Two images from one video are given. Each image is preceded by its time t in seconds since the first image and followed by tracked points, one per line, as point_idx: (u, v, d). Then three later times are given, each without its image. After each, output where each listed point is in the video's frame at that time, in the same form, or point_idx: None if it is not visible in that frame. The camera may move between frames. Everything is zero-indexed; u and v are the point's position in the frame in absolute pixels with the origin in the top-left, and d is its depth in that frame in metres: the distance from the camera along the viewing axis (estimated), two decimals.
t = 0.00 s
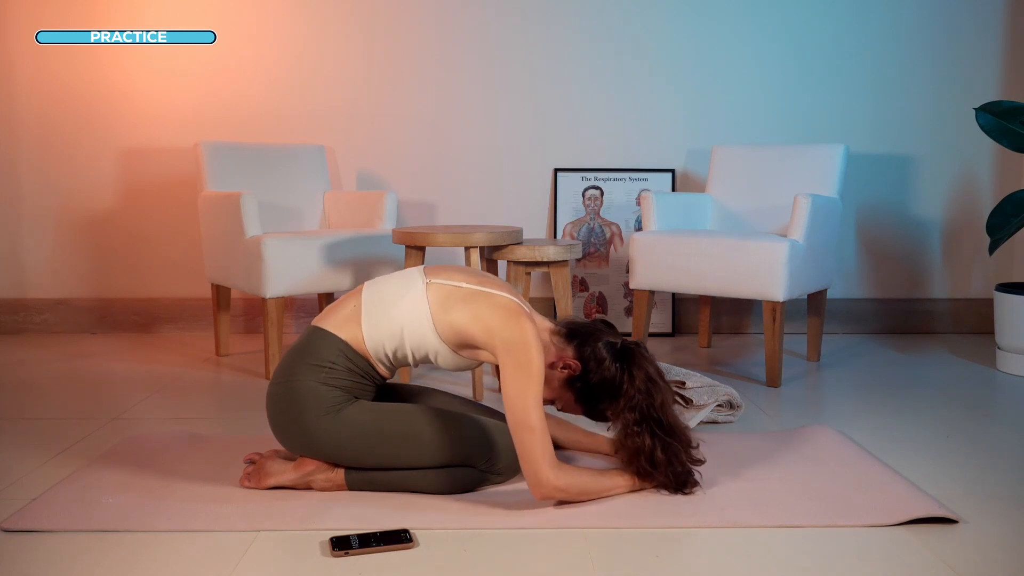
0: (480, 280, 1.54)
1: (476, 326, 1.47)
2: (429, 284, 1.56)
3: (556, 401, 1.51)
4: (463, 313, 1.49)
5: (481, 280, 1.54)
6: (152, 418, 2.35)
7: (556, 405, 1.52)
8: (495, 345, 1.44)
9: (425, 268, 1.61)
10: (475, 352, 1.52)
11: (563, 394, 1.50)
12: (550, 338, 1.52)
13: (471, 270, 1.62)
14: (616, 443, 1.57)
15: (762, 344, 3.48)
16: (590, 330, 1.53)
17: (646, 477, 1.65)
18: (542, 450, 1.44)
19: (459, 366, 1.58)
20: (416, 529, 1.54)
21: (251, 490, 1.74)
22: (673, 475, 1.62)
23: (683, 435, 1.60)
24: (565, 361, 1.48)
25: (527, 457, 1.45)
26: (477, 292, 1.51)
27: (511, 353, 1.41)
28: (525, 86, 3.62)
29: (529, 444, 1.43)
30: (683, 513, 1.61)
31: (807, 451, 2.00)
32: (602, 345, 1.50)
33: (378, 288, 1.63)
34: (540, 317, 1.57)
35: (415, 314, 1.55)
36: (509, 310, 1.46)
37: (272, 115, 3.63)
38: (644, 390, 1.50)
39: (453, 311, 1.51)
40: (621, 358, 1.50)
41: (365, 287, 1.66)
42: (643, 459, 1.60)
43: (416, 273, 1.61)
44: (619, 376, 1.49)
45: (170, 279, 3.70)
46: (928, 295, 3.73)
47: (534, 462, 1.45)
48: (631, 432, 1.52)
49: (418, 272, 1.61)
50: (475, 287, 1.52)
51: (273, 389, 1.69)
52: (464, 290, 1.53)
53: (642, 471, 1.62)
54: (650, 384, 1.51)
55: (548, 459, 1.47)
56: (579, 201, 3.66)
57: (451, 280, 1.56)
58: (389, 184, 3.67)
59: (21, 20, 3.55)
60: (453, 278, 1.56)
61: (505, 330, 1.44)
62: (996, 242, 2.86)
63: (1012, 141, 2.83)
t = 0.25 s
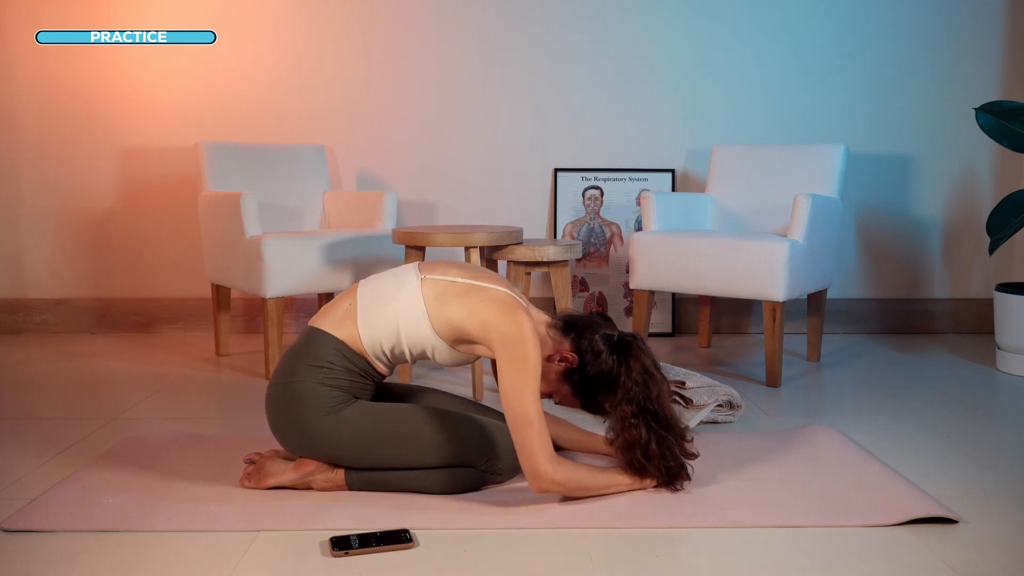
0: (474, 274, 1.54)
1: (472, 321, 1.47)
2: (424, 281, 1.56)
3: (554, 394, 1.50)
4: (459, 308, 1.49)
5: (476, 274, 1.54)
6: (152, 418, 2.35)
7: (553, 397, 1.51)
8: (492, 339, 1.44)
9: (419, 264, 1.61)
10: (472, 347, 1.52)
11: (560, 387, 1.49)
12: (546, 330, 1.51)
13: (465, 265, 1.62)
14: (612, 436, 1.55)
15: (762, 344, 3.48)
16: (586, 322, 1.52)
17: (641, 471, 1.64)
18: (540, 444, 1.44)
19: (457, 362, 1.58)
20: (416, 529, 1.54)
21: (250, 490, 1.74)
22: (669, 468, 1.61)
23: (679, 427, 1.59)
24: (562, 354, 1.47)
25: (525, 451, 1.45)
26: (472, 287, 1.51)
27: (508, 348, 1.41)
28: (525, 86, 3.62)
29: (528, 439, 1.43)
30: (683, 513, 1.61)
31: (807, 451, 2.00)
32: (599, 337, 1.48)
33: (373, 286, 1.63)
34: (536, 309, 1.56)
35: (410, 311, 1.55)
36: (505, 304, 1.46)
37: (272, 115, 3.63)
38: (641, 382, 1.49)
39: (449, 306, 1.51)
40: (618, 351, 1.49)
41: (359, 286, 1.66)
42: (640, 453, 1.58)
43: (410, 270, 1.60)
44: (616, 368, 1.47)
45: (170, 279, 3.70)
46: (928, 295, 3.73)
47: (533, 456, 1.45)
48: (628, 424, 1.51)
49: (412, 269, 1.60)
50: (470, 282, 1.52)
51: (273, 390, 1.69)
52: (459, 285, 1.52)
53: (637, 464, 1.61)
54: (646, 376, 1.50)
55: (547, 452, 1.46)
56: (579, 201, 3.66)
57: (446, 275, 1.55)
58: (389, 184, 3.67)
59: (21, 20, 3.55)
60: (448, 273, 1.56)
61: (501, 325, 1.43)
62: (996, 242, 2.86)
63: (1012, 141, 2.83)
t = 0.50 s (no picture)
0: (470, 269, 1.54)
1: (468, 317, 1.47)
2: (419, 277, 1.56)
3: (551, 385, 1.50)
4: (455, 304, 1.49)
5: (471, 269, 1.54)
6: (152, 418, 2.35)
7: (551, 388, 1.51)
8: (489, 334, 1.44)
9: (413, 261, 1.61)
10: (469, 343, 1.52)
11: (557, 379, 1.48)
12: (542, 323, 1.50)
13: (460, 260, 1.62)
14: (607, 428, 1.55)
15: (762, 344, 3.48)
16: (583, 314, 1.51)
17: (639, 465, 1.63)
18: (538, 440, 1.44)
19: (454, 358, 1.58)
20: (416, 529, 1.54)
21: (251, 490, 1.74)
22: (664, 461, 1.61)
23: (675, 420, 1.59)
24: (558, 346, 1.46)
25: (523, 447, 1.45)
26: (467, 282, 1.51)
27: (505, 344, 1.42)
28: (525, 86, 3.62)
29: (526, 434, 1.44)
30: (684, 513, 1.61)
31: (807, 451, 2.00)
32: (596, 329, 1.47)
33: (368, 284, 1.63)
34: (532, 302, 1.56)
35: (406, 308, 1.55)
36: (501, 298, 1.46)
37: (272, 115, 3.63)
38: (638, 373, 1.49)
39: (445, 302, 1.51)
40: (615, 342, 1.48)
41: (354, 284, 1.66)
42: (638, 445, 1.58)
43: (405, 267, 1.61)
44: (612, 360, 1.47)
45: (170, 279, 3.70)
46: (928, 295, 3.73)
47: (530, 452, 1.45)
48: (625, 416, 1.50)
49: (406, 266, 1.61)
50: (465, 277, 1.52)
51: (272, 391, 1.69)
52: (455, 280, 1.53)
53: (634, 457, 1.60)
54: (643, 368, 1.50)
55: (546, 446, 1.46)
56: (579, 201, 3.66)
57: (441, 271, 1.56)
58: (389, 184, 3.67)
59: (21, 20, 3.55)
60: (443, 269, 1.56)
61: (498, 320, 1.44)
62: (996, 242, 2.86)
63: (1012, 141, 2.83)
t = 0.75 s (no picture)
0: (464, 263, 1.54)
1: (465, 311, 1.48)
2: (413, 273, 1.57)
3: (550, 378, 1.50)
4: (451, 299, 1.50)
5: (465, 263, 1.54)
6: (152, 418, 2.35)
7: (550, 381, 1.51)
8: (486, 328, 1.45)
9: (407, 257, 1.62)
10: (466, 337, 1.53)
11: (556, 371, 1.49)
12: (539, 315, 1.50)
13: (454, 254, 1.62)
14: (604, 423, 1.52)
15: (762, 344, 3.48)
16: (580, 306, 1.51)
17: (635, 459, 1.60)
18: (537, 434, 1.45)
19: (451, 352, 1.58)
20: (416, 529, 1.54)
21: (251, 490, 1.74)
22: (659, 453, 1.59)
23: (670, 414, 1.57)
24: (555, 338, 1.46)
25: (522, 439, 1.45)
26: (462, 276, 1.51)
27: (501, 337, 1.42)
28: (525, 86, 3.62)
29: (524, 427, 1.44)
30: (684, 513, 1.61)
31: (807, 451, 2.00)
32: (592, 320, 1.47)
33: (363, 283, 1.63)
34: (527, 294, 1.57)
35: (403, 305, 1.55)
36: (496, 292, 1.47)
37: (272, 115, 3.63)
38: (635, 363, 1.48)
39: (441, 297, 1.51)
40: (611, 333, 1.48)
41: (348, 283, 1.66)
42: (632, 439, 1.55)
43: (399, 263, 1.61)
44: (609, 351, 1.46)
45: (170, 279, 3.70)
46: (928, 295, 3.73)
47: (529, 444, 1.45)
48: (622, 407, 1.48)
49: (400, 262, 1.61)
50: (460, 272, 1.52)
51: (271, 392, 1.69)
52: (449, 275, 1.53)
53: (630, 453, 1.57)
54: (640, 358, 1.49)
55: (546, 438, 1.46)
56: (579, 201, 3.66)
57: (435, 265, 1.56)
58: (389, 184, 3.67)
59: (21, 20, 3.55)
60: (437, 264, 1.56)
61: (494, 313, 1.44)
62: (996, 242, 2.86)
63: (1012, 141, 2.83)
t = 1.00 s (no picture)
0: (457, 257, 1.54)
1: (460, 305, 1.48)
2: (406, 269, 1.57)
3: (547, 370, 1.50)
4: (446, 293, 1.50)
5: (458, 257, 1.55)
6: (152, 418, 2.35)
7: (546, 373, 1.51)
8: (482, 322, 1.45)
9: (400, 253, 1.62)
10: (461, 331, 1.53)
11: (551, 364, 1.48)
12: (535, 308, 1.50)
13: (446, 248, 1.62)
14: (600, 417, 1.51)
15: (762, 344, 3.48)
16: (575, 298, 1.50)
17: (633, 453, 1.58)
18: (536, 426, 1.45)
19: (447, 347, 1.58)
20: (416, 529, 1.54)
21: (250, 490, 1.74)
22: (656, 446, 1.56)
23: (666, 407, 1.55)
24: (550, 331, 1.46)
25: (521, 431, 1.46)
26: (455, 270, 1.52)
27: (497, 330, 1.43)
28: (525, 86, 3.62)
29: (523, 418, 1.44)
30: (684, 513, 1.61)
31: (807, 451, 2.00)
32: (587, 312, 1.46)
33: (357, 280, 1.63)
34: (522, 287, 1.56)
35: (397, 301, 1.55)
36: (490, 285, 1.47)
37: (272, 115, 3.63)
38: (630, 355, 1.46)
39: (435, 292, 1.51)
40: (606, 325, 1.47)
41: (342, 281, 1.67)
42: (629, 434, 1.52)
43: (392, 260, 1.61)
44: (604, 343, 1.45)
45: (170, 279, 3.71)
46: (928, 295, 3.73)
47: (529, 437, 1.46)
48: (619, 399, 1.46)
49: (393, 259, 1.61)
50: (453, 266, 1.53)
51: (270, 393, 1.69)
52: (443, 270, 1.53)
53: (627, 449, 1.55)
54: (636, 350, 1.47)
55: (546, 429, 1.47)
56: (579, 201, 3.66)
57: (428, 260, 1.56)
58: (389, 184, 3.67)
59: (21, 20, 3.55)
60: (430, 259, 1.56)
61: (488, 306, 1.44)
62: (996, 242, 2.85)
63: (1012, 141, 2.83)
